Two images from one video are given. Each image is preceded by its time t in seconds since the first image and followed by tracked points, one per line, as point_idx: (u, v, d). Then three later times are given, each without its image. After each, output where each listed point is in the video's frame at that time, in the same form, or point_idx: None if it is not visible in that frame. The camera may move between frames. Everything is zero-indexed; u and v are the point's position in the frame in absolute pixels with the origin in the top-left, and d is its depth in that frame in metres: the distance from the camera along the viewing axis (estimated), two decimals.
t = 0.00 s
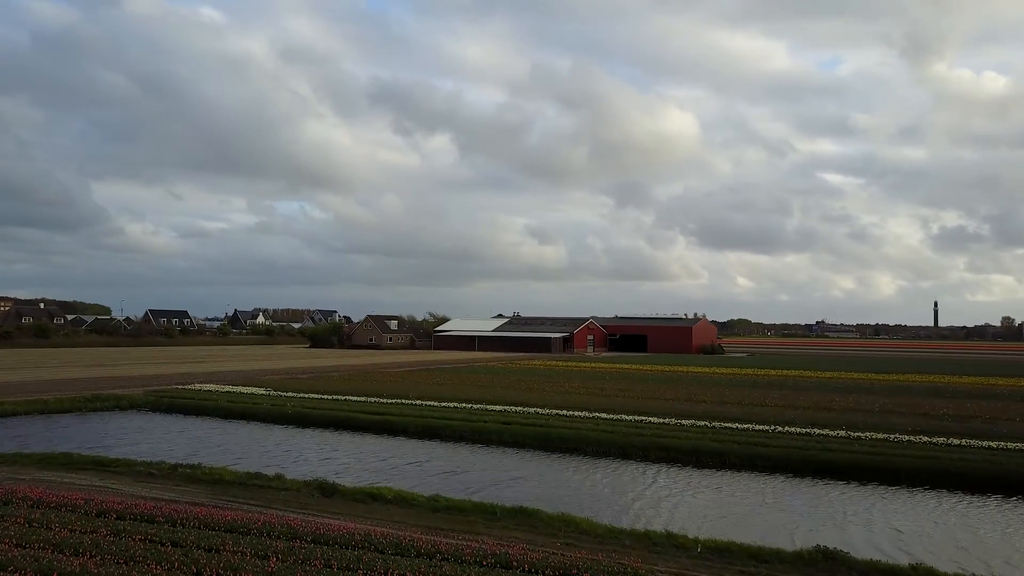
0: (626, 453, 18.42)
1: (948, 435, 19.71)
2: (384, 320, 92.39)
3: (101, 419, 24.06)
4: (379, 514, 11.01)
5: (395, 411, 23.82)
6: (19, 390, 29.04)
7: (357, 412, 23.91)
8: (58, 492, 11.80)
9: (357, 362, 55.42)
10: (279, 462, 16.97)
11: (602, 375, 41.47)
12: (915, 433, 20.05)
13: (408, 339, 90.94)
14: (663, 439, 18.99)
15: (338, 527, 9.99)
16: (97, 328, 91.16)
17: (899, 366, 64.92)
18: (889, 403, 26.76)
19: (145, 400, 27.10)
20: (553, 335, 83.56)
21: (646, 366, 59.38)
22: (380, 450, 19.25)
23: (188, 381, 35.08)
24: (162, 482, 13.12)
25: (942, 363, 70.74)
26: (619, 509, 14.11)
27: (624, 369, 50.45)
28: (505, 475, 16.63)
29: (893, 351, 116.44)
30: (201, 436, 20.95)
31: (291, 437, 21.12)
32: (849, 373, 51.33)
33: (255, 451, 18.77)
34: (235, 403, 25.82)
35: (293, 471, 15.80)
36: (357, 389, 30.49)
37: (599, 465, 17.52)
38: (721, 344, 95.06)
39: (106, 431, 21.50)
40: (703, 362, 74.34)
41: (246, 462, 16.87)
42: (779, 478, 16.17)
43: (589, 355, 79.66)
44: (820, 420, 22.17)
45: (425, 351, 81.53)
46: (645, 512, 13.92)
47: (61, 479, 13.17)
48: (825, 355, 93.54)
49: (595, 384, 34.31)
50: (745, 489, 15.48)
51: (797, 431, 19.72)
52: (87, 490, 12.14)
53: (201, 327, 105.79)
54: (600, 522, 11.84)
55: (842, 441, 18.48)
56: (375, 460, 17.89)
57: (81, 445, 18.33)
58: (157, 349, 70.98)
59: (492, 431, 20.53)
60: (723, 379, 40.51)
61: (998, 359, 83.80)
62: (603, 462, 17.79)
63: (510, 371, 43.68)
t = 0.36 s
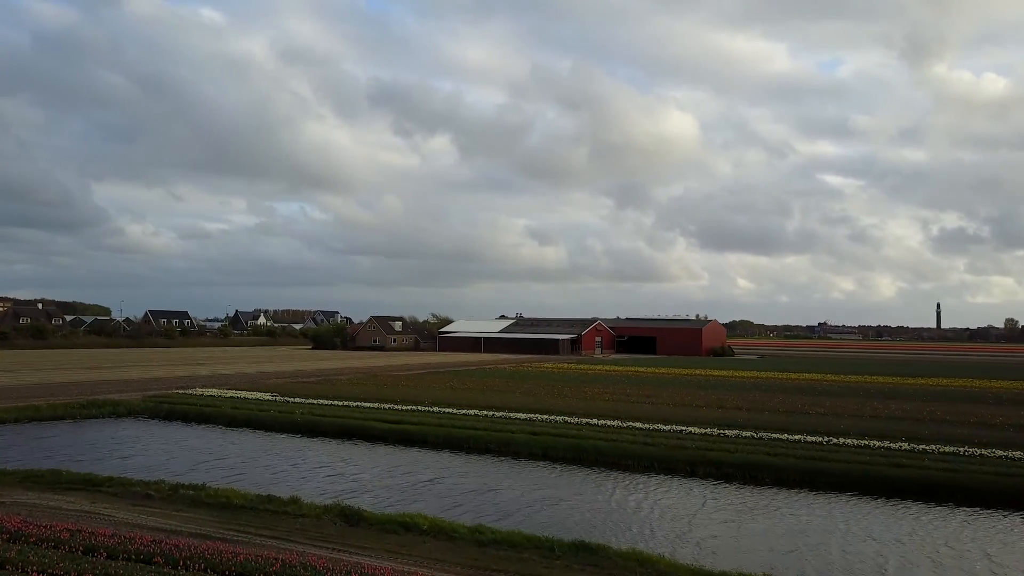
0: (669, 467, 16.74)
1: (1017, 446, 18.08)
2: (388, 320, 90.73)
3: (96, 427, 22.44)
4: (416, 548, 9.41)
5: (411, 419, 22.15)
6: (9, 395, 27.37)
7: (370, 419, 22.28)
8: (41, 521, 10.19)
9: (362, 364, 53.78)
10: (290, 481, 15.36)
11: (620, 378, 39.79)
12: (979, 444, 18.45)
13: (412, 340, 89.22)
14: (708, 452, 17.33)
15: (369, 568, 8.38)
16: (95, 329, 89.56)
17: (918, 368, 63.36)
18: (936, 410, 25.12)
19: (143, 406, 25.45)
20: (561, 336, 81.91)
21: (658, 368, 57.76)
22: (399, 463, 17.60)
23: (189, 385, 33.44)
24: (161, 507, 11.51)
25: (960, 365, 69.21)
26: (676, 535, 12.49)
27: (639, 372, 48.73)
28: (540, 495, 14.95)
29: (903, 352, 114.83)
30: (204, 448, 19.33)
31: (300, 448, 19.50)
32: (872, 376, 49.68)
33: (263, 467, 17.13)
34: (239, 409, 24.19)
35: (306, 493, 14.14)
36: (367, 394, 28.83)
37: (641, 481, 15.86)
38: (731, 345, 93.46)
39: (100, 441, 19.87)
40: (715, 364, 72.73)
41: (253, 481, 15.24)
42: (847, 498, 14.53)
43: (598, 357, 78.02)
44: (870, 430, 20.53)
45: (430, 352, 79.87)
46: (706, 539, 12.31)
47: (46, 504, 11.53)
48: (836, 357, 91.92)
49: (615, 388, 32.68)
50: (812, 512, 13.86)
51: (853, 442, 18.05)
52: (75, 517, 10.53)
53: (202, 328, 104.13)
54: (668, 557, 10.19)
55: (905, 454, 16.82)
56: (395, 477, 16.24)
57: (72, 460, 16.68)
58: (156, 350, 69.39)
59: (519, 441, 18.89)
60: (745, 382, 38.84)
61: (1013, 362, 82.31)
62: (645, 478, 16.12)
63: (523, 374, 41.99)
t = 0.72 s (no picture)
0: (728, 485, 15.15)
1: None
2: (393, 322, 89.14)
3: (95, 436, 20.84)
4: None
5: (434, 427, 20.54)
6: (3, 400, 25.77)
7: (390, 427, 20.65)
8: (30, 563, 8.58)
9: (370, 367, 52.19)
10: (311, 506, 13.75)
11: (640, 383, 38.14)
12: None
13: (417, 342, 87.64)
14: (768, 468, 15.76)
15: None
16: (95, 330, 88.05)
17: (938, 372, 61.81)
18: (992, 420, 23.52)
19: (145, 412, 23.85)
20: (570, 339, 80.34)
21: (674, 372, 56.14)
22: (427, 480, 16.01)
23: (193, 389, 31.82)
24: (172, 538, 9.93)
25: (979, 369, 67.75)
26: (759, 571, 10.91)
27: (657, 376, 47.09)
28: (591, 519, 13.38)
29: (914, 356, 113.24)
30: (211, 461, 17.73)
31: (317, 460, 17.88)
32: (897, 380, 48.12)
33: (278, 485, 15.55)
34: (248, 417, 22.57)
35: (331, 521, 12.54)
36: (382, 400, 27.21)
37: (701, 503, 14.27)
38: (741, 348, 91.88)
39: (98, 453, 18.26)
40: (728, 368, 71.12)
41: (268, 505, 13.63)
42: (938, 526, 12.94)
43: (608, 359, 76.44)
44: (935, 441, 18.93)
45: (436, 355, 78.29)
46: None
47: (38, 535, 9.96)
48: (849, 361, 90.33)
49: (641, 394, 31.07)
50: (903, 542, 12.30)
51: (926, 457, 16.47)
52: (70, 555, 8.93)
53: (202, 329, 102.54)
54: None
55: (987, 470, 15.24)
56: (425, 498, 14.64)
57: (67, 479, 15.09)
58: (158, 352, 67.77)
59: (557, 453, 17.27)
60: (773, 388, 37.22)
61: None
62: (704, 498, 14.54)
63: (539, 378, 40.39)
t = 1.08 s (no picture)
0: (808, 507, 13.57)
1: None
2: (400, 322, 87.65)
3: (100, 446, 19.23)
4: None
5: (466, 437, 18.93)
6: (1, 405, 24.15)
7: (418, 436, 19.05)
8: None
9: (381, 370, 50.56)
10: (344, 533, 12.19)
11: (666, 387, 36.54)
12: None
13: (424, 343, 86.02)
14: (849, 487, 14.15)
15: None
16: (97, 331, 86.48)
17: (961, 374, 60.25)
18: None
19: (152, 420, 22.22)
20: (581, 340, 78.82)
21: (693, 375, 54.54)
22: (469, 499, 14.44)
23: (201, 393, 30.17)
24: None
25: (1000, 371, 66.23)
26: None
27: (679, 380, 45.41)
28: (664, 549, 11.78)
29: (928, 359, 111.46)
30: (228, 476, 16.16)
31: (343, 475, 16.32)
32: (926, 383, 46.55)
33: (304, 506, 13.98)
34: (263, 425, 20.96)
35: (371, 554, 10.98)
36: (403, 405, 25.59)
37: (783, 529, 12.69)
38: (754, 350, 90.22)
39: (104, 467, 16.66)
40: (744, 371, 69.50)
41: (297, 533, 12.07)
42: None
43: (620, 361, 74.82)
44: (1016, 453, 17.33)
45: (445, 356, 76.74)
46: None
47: None
48: (864, 364, 88.69)
49: (673, 399, 29.44)
50: None
51: (1019, 474, 14.86)
52: None
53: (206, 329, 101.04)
54: None
55: None
56: (471, 522, 13.06)
57: (71, 503, 13.52)
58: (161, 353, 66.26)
59: (608, 468, 15.68)
60: (805, 392, 35.58)
61: None
62: (784, 522, 12.94)
63: (559, 382, 38.75)
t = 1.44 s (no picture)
0: (916, 533, 12.03)
1: None
2: (408, 323, 86.11)
3: (109, 457, 17.67)
4: None
5: (509, 448, 17.38)
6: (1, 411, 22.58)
7: (458, 447, 17.48)
8: None
9: (394, 372, 48.99)
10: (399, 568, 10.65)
11: (697, 391, 34.98)
12: None
13: (432, 344, 84.48)
14: (956, 509, 12.61)
15: None
16: (99, 331, 84.96)
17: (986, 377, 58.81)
18: None
19: (165, 427, 20.69)
20: (593, 341, 77.29)
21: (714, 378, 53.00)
22: (528, 522, 12.88)
23: (213, 398, 28.60)
24: None
25: None
26: None
27: (704, 383, 43.82)
28: None
29: (942, 360, 110.02)
30: (252, 495, 14.62)
31: (382, 493, 14.77)
32: (959, 386, 45.04)
33: (345, 532, 12.43)
34: (286, 434, 19.38)
35: None
36: (429, 412, 24.01)
37: (897, 561, 11.14)
38: (768, 352, 88.68)
39: (114, 484, 15.13)
40: (762, 374, 67.94)
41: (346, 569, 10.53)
42: None
43: (634, 363, 73.22)
44: None
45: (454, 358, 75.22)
46: None
47: None
48: (880, 367, 87.12)
49: (711, 405, 27.86)
50: None
51: None
52: None
53: (209, 330, 99.47)
54: None
55: None
56: (536, 550, 11.54)
57: (83, 530, 11.97)
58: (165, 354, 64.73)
59: (677, 485, 14.13)
60: (843, 397, 34.02)
61: None
62: (896, 554, 11.41)
63: (583, 385, 37.13)
